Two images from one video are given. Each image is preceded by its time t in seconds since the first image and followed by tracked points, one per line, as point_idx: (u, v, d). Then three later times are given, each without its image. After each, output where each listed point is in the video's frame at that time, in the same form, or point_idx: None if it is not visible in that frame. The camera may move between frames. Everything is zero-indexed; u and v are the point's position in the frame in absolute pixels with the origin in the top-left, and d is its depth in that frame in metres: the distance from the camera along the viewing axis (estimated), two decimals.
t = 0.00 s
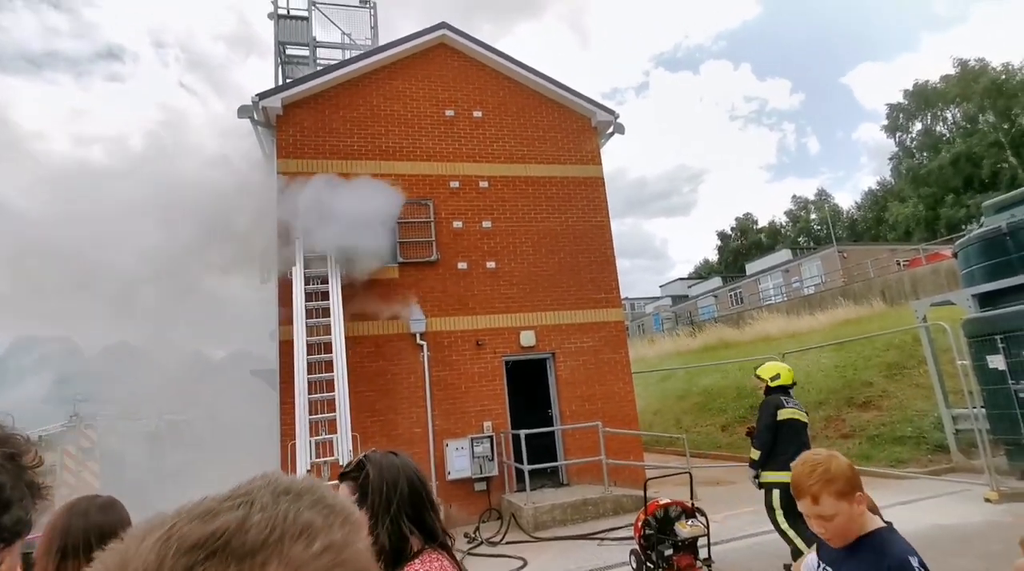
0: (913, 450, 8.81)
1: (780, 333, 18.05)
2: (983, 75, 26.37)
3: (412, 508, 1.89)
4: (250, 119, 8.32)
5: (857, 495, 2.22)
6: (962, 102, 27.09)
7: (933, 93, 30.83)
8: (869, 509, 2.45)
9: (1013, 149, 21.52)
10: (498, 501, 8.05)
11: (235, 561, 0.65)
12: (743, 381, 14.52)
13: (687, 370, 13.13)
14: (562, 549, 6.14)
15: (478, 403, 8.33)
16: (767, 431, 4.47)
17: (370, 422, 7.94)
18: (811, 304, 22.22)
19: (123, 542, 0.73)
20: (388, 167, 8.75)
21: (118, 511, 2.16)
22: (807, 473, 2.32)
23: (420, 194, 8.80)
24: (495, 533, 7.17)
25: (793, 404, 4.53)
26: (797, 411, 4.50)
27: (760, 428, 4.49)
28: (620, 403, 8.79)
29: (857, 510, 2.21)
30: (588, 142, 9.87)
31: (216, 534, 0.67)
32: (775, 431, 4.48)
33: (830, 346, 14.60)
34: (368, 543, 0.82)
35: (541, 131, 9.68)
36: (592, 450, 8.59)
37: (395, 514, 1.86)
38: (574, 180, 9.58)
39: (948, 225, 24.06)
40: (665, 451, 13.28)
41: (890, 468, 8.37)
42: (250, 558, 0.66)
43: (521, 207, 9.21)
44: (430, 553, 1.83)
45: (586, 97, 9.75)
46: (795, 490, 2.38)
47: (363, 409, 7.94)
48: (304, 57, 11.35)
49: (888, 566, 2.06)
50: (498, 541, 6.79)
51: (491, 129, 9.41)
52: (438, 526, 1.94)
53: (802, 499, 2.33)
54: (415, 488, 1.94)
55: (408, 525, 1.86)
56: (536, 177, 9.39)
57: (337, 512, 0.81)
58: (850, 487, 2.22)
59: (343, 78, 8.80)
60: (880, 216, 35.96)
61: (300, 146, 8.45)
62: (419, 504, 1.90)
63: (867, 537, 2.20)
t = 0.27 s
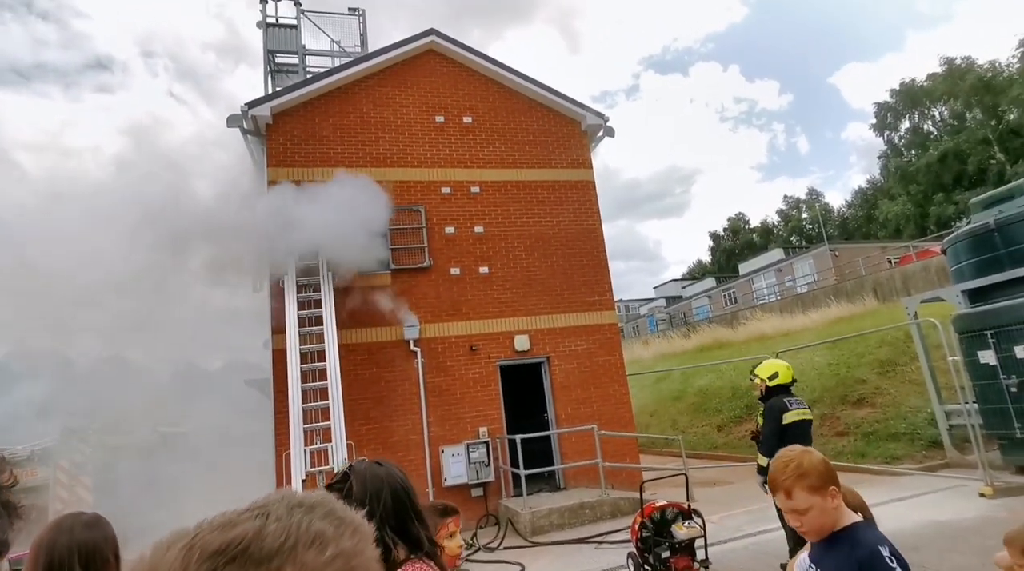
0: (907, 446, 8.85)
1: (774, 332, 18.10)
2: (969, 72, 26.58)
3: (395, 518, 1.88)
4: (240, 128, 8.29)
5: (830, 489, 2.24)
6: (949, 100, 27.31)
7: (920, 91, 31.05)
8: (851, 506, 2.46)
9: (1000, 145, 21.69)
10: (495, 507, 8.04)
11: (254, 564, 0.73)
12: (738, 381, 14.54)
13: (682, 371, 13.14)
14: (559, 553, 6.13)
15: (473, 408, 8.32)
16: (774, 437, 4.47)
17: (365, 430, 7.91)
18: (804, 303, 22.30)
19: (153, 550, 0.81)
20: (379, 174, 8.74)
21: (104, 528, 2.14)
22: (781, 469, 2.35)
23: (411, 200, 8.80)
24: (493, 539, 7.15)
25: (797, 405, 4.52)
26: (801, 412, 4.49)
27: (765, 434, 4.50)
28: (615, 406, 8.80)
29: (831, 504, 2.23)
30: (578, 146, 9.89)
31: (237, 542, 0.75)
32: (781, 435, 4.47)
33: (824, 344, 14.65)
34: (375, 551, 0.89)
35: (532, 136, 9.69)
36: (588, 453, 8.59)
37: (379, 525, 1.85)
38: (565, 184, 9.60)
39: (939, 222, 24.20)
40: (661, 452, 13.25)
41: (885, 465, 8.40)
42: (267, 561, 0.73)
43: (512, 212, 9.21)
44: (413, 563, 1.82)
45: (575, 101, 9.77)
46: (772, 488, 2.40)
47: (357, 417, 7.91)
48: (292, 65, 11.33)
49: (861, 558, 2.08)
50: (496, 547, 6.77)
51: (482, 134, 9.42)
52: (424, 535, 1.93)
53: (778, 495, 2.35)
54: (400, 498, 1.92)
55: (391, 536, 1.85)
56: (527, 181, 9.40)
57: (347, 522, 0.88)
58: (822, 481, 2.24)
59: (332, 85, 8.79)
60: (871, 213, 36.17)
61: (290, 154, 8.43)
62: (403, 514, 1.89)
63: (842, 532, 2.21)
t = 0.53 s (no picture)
0: (901, 444, 8.89)
1: (767, 331, 18.18)
2: (957, 72, 26.83)
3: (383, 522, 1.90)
4: (231, 135, 8.28)
5: (821, 486, 2.26)
6: (937, 99, 27.51)
7: (909, 91, 31.30)
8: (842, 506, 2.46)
9: (988, 143, 21.89)
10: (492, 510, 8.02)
11: (274, 553, 0.76)
12: (733, 381, 14.56)
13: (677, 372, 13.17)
14: (557, 556, 6.11)
15: (469, 412, 8.31)
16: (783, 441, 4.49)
17: (360, 435, 7.88)
18: (797, 302, 22.41)
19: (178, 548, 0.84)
20: (372, 179, 8.74)
21: (93, 539, 2.12)
22: (775, 461, 2.38)
23: (404, 205, 8.80)
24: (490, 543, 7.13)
25: (798, 405, 4.55)
26: (802, 411, 4.54)
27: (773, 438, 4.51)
28: (610, 408, 8.80)
29: (820, 501, 2.24)
30: (570, 149, 9.92)
31: (257, 535, 0.78)
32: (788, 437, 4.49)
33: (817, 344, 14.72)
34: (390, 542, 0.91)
35: (524, 139, 9.71)
36: (584, 455, 8.59)
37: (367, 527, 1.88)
38: (557, 187, 9.62)
39: (929, 220, 24.38)
40: (658, 453, 13.24)
41: (880, 462, 8.44)
42: (286, 551, 0.76)
43: (505, 215, 9.23)
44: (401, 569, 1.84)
45: (566, 104, 9.80)
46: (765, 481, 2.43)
47: (352, 422, 7.88)
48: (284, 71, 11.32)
49: (839, 557, 2.10)
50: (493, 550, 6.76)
51: (474, 138, 9.43)
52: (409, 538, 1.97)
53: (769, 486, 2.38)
54: (387, 502, 1.96)
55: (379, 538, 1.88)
56: (519, 184, 9.42)
57: (357, 519, 0.91)
58: (814, 478, 2.27)
59: (324, 91, 8.79)
60: (862, 212, 36.41)
61: (282, 160, 8.43)
62: (391, 517, 1.93)
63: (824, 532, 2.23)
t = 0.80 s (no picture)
0: (901, 442, 8.89)
1: (767, 330, 18.18)
2: (955, 69, 26.84)
3: (370, 520, 1.97)
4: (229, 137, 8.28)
5: (829, 481, 2.27)
6: (935, 96, 27.52)
7: (907, 89, 31.32)
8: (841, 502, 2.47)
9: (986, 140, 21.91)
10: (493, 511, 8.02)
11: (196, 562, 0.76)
12: (733, 380, 14.56)
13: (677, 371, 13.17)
14: (557, 557, 6.10)
15: (468, 413, 8.30)
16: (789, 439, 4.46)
17: (359, 436, 7.87)
18: (797, 301, 22.41)
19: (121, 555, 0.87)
20: (370, 180, 8.74)
21: (88, 541, 2.13)
22: (785, 454, 2.34)
23: (402, 206, 8.80)
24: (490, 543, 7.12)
25: (801, 403, 4.53)
26: (805, 408, 4.53)
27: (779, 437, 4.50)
28: (610, 407, 8.80)
29: (829, 495, 2.25)
30: (569, 149, 9.91)
31: (188, 541, 0.80)
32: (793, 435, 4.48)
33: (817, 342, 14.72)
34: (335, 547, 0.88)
35: (522, 139, 9.71)
36: (585, 455, 8.58)
37: (355, 526, 1.92)
38: (555, 186, 9.62)
39: (928, 218, 24.38)
40: (658, 453, 13.25)
41: (880, 460, 8.43)
42: (210, 559, 0.77)
43: (504, 215, 9.22)
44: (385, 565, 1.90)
45: (564, 104, 9.79)
46: (769, 475, 2.40)
47: (352, 424, 7.88)
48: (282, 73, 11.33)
49: (845, 552, 2.10)
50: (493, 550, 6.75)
51: (472, 139, 9.43)
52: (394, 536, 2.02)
53: (782, 479, 2.32)
54: (371, 502, 2.01)
55: (367, 536, 1.92)
56: (518, 184, 9.41)
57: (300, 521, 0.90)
58: (823, 472, 2.28)
59: (321, 92, 8.79)
60: (862, 210, 36.42)
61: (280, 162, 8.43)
62: (375, 515, 1.98)
63: (830, 527, 2.23)
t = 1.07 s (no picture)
0: (915, 440, 8.79)
1: (780, 327, 18.03)
2: (975, 62, 26.39)
3: (365, 518, 1.98)
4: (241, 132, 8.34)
5: (834, 480, 2.22)
6: (954, 90, 27.08)
7: (925, 83, 30.84)
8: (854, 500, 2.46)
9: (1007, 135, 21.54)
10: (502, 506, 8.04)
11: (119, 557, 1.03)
12: (745, 377, 14.47)
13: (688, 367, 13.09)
14: (565, 552, 6.11)
15: (478, 408, 8.32)
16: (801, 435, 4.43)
17: (370, 430, 7.92)
18: (811, 297, 22.17)
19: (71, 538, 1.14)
20: (381, 175, 8.76)
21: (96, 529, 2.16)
22: (789, 450, 2.32)
23: (413, 201, 8.81)
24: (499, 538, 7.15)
25: (817, 399, 4.49)
26: (822, 405, 4.47)
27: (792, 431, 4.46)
28: (620, 403, 8.78)
29: (831, 493, 2.22)
30: (580, 144, 9.88)
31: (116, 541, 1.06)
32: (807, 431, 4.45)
33: (830, 339, 14.58)
34: (228, 544, 1.14)
35: (533, 134, 9.69)
36: (594, 451, 8.57)
37: (348, 526, 1.95)
38: (566, 182, 9.58)
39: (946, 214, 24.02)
40: (669, 450, 13.20)
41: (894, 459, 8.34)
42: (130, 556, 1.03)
43: (514, 211, 9.21)
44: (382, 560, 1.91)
45: (575, 99, 9.75)
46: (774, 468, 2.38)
47: (363, 418, 7.92)
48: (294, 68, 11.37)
49: (866, 552, 2.11)
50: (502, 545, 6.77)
51: (482, 134, 9.41)
52: (394, 533, 2.03)
53: (785, 478, 2.28)
54: (368, 500, 2.03)
55: (360, 534, 1.95)
56: (528, 180, 9.39)
57: (211, 529, 1.15)
58: (828, 470, 2.22)
59: (333, 87, 8.81)
60: (878, 206, 35.95)
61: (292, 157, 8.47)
62: (370, 513, 2.00)
63: (844, 524, 2.25)
